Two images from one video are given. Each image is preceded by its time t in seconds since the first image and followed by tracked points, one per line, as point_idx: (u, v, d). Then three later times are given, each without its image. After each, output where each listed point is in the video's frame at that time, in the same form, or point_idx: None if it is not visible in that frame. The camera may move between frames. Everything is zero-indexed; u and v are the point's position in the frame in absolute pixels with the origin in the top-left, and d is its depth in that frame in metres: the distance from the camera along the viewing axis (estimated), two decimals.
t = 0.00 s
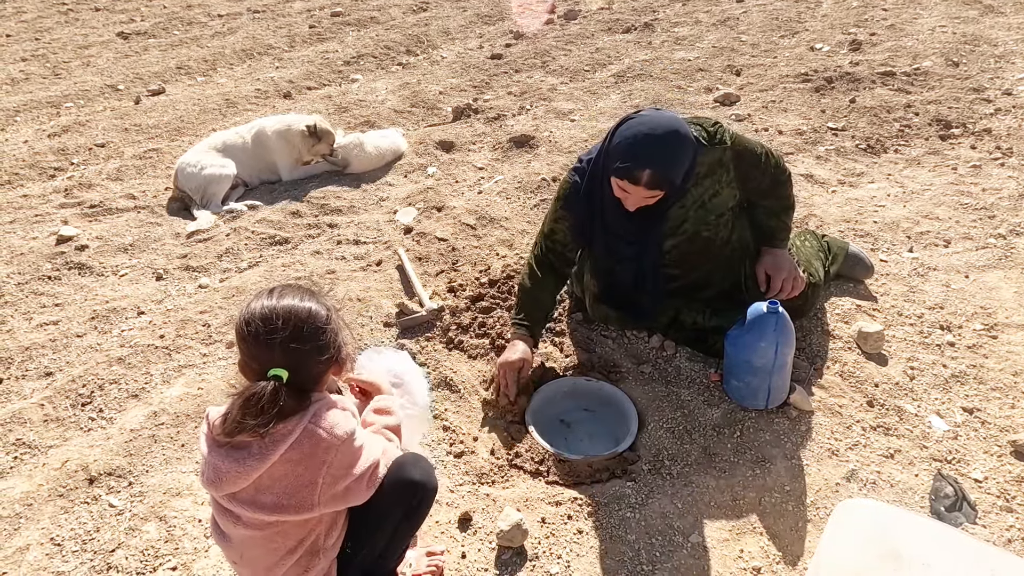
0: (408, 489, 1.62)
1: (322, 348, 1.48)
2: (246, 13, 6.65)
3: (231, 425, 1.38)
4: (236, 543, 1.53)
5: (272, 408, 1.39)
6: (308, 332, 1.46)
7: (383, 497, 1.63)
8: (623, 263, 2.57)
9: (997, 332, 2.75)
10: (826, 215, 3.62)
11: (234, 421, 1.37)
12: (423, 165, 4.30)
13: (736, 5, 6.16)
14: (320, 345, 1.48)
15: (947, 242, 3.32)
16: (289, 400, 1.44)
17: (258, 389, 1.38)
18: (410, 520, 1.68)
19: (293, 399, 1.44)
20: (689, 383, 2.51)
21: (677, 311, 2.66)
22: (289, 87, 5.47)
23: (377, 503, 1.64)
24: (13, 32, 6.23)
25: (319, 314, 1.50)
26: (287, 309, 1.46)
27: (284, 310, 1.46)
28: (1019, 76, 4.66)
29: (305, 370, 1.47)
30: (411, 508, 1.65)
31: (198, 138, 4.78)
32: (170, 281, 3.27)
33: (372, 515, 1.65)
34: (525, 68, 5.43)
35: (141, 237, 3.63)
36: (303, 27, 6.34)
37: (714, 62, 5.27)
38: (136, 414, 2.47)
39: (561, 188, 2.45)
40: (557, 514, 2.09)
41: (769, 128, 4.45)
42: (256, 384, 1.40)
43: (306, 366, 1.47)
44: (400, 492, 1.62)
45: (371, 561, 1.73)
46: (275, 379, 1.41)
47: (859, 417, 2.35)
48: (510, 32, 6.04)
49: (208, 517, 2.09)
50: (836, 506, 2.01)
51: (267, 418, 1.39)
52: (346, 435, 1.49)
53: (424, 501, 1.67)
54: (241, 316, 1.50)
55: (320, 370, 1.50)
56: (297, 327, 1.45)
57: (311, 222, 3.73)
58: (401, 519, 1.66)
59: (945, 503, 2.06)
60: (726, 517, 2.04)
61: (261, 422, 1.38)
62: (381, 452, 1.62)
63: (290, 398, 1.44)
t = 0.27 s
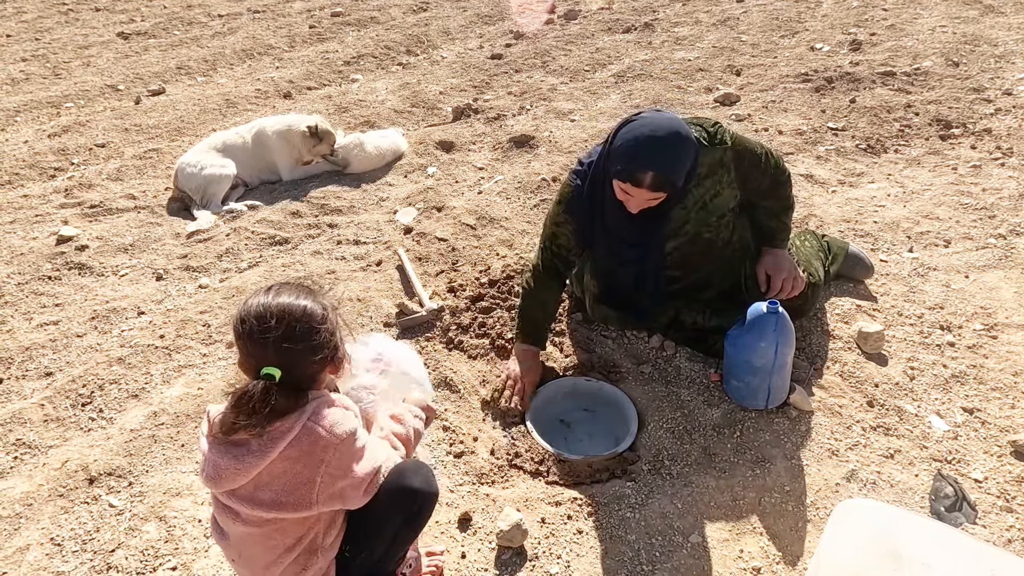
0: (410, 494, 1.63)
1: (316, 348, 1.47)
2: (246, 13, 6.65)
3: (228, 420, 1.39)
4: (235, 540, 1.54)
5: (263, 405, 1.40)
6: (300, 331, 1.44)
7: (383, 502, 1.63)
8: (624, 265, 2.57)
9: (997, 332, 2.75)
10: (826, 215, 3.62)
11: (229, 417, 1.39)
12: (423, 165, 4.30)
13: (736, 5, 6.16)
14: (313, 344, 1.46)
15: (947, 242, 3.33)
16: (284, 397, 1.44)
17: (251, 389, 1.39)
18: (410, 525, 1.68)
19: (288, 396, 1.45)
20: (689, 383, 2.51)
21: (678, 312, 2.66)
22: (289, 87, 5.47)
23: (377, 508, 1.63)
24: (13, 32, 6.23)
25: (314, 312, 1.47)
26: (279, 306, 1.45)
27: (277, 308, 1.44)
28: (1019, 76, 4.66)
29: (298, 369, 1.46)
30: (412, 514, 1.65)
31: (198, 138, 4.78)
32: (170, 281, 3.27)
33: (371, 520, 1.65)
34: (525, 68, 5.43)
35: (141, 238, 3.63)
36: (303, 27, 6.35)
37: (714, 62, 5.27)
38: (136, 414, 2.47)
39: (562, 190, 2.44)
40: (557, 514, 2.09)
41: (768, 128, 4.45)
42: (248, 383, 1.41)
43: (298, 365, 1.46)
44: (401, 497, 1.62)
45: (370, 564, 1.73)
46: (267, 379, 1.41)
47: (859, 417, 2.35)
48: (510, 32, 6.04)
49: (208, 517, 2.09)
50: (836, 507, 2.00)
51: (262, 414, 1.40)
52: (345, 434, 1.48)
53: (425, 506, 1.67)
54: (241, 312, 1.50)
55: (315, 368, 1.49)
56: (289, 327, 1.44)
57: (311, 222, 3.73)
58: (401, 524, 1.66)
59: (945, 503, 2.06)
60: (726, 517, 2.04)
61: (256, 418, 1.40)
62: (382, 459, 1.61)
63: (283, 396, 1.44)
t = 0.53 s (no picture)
0: (410, 487, 1.63)
1: (282, 357, 1.40)
2: (246, 13, 6.65)
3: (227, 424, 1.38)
4: (237, 541, 1.53)
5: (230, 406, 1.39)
6: (266, 335, 1.40)
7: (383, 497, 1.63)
8: (625, 265, 2.57)
9: (997, 332, 2.74)
10: (826, 215, 3.62)
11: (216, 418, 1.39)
12: (423, 165, 4.30)
13: (737, 5, 6.15)
14: (277, 352, 1.39)
15: (948, 242, 3.32)
16: (280, 403, 1.42)
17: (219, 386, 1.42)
18: (409, 518, 1.69)
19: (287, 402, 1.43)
20: (689, 383, 2.51)
21: (678, 311, 2.66)
22: (289, 87, 5.47)
23: (377, 504, 1.63)
24: (14, 32, 6.24)
25: (290, 318, 1.41)
26: (262, 305, 1.43)
27: (258, 307, 1.43)
28: (1019, 76, 4.66)
29: (269, 377, 1.41)
30: (411, 507, 1.67)
31: (198, 138, 4.78)
32: (170, 281, 3.27)
33: (370, 517, 1.65)
34: (525, 68, 5.43)
35: (140, 238, 3.63)
36: (303, 26, 6.35)
37: (714, 62, 5.26)
38: (135, 414, 2.47)
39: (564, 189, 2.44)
40: (557, 514, 2.09)
41: (768, 128, 4.45)
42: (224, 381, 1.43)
43: (267, 371, 1.41)
44: (402, 491, 1.63)
45: (371, 561, 1.73)
46: (233, 380, 1.41)
47: (859, 417, 2.35)
48: (510, 32, 6.04)
49: (207, 517, 2.09)
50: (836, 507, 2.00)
51: (259, 417, 1.39)
52: (350, 440, 1.48)
53: (425, 498, 1.68)
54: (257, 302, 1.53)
55: (289, 377, 1.42)
56: (256, 329, 1.40)
57: (311, 222, 3.73)
58: (400, 519, 1.67)
59: (945, 504, 2.06)
60: (726, 517, 2.04)
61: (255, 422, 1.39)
62: (381, 454, 1.60)
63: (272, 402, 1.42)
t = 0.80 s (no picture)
0: (409, 486, 1.61)
1: (278, 368, 1.38)
2: (246, 13, 6.64)
3: (230, 430, 1.38)
4: (238, 546, 1.52)
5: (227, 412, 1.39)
6: (262, 348, 1.38)
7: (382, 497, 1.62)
8: (624, 266, 2.57)
9: (998, 333, 2.74)
10: (825, 215, 3.62)
11: (217, 423, 1.39)
12: (423, 165, 4.30)
13: (737, 5, 6.15)
14: (271, 366, 1.38)
15: (948, 242, 3.32)
16: (284, 412, 1.43)
17: (220, 388, 1.43)
18: (409, 517, 1.68)
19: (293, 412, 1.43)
20: (688, 383, 2.51)
21: (677, 313, 2.66)
22: (289, 87, 5.47)
23: (376, 505, 1.62)
24: (14, 32, 6.24)
25: (292, 332, 1.39)
26: (266, 313, 1.42)
27: (262, 315, 1.42)
28: (1020, 76, 4.66)
29: (264, 388, 1.40)
30: (410, 506, 1.65)
31: (198, 138, 4.78)
32: (169, 281, 3.27)
33: (370, 517, 1.64)
34: (525, 68, 5.43)
35: (140, 238, 3.63)
36: (303, 26, 6.34)
37: (714, 62, 5.26)
38: (134, 414, 2.47)
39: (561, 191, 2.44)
40: (556, 515, 2.09)
41: (769, 128, 4.44)
42: (227, 384, 1.44)
43: (261, 383, 1.40)
44: (401, 491, 1.61)
45: (371, 562, 1.73)
46: (233, 385, 1.42)
47: (859, 418, 2.35)
48: (510, 32, 6.04)
49: (205, 518, 2.08)
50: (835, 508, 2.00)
51: (263, 426, 1.39)
52: (357, 451, 1.48)
53: (425, 497, 1.66)
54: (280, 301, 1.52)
55: (285, 391, 1.41)
56: (253, 340, 1.39)
57: (311, 222, 3.73)
58: (400, 518, 1.66)
59: (944, 504, 2.06)
60: (725, 518, 2.04)
61: (259, 430, 1.39)
62: (380, 453, 1.58)
63: (273, 411, 1.41)
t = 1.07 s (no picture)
0: (411, 486, 1.61)
1: (285, 376, 1.37)
2: (246, 12, 6.64)
3: (234, 433, 1.38)
4: (239, 546, 1.52)
5: (231, 414, 1.39)
6: (269, 355, 1.37)
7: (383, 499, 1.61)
8: (624, 263, 2.56)
9: (998, 332, 2.74)
10: (826, 215, 3.62)
11: (221, 425, 1.39)
12: (423, 164, 4.29)
13: (737, 5, 6.14)
14: (276, 374, 1.37)
15: (948, 242, 3.32)
16: (288, 418, 1.42)
17: (226, 388, 1.42)
18: (410, 518, 1.67)
19: (297, 417, 1.43)
20: (688, 383, 2.50)
21: (677, 311, 2.65)
22: (289, 87, 5.47)
23: (377, 507, 1.62)
24: (14, 32, 6.23)
25: (303, 341, 1.38)
26: (277, 319, 1.41)
27: (273, 321, 1.41)
28: (1020, 75, 4.65)
29: (269, 395, 1.39)
30: (411, 506, 1.65)
31: (198, 137, 4.77)
32: (169, 280, 3.26)
33: (370, 518, 1.63)
34: (525, 67, 5.42)
35: (140, 237, 3.63)
36: (303, 26, 6.34)
37: (714, 62, 5.26)
38: (134, 414, 2.47)
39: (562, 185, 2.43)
40: (556, 515, 2.08)
41: (769, 128, 4.44)
42: (233, 385, 1.43)
43: (266, 390, 1.39)
44: (402, 491, 1.61)
45: (372, 562, 1.73)
46: (238, 387, 1.42)
47: (859, 417, 2.34)
48: (510, 31, 6.03)
49: (205, 518, 2.08)
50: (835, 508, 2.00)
51: (267, 430, 1.39)
52: (360, 458, 1.48)
53: (426, 497, 1.66)
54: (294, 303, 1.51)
55: (289, 399, 1.40)
56: (262, 346, 1.38)
57: (311, 222, 3.73)
58: (401, 519, 1.66)
59: (945, 504, 2.06)
60: (725, 517, 2.04)
61: (263, 434, 1.39)
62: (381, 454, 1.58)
63: (278, 417, 1.41)
